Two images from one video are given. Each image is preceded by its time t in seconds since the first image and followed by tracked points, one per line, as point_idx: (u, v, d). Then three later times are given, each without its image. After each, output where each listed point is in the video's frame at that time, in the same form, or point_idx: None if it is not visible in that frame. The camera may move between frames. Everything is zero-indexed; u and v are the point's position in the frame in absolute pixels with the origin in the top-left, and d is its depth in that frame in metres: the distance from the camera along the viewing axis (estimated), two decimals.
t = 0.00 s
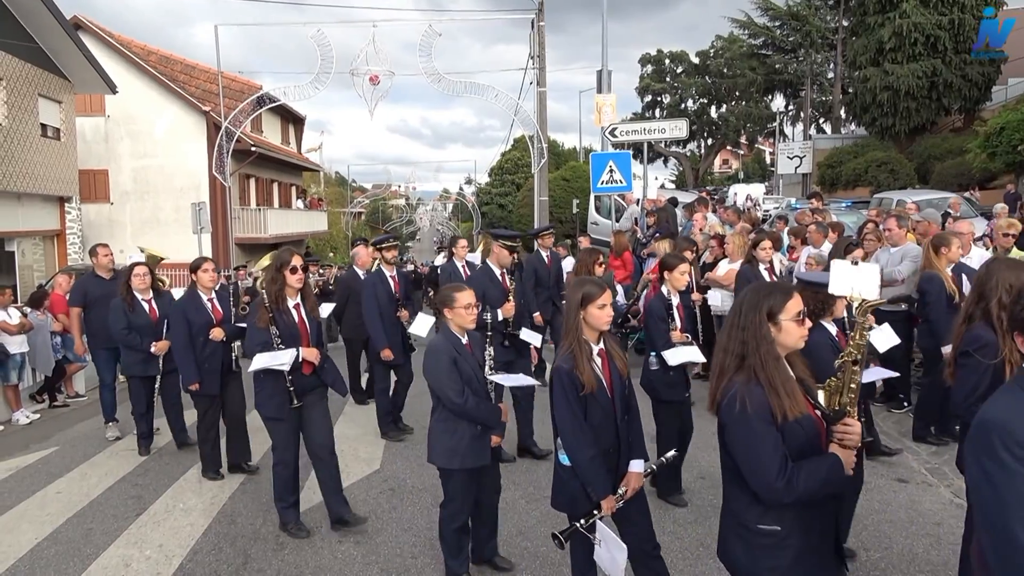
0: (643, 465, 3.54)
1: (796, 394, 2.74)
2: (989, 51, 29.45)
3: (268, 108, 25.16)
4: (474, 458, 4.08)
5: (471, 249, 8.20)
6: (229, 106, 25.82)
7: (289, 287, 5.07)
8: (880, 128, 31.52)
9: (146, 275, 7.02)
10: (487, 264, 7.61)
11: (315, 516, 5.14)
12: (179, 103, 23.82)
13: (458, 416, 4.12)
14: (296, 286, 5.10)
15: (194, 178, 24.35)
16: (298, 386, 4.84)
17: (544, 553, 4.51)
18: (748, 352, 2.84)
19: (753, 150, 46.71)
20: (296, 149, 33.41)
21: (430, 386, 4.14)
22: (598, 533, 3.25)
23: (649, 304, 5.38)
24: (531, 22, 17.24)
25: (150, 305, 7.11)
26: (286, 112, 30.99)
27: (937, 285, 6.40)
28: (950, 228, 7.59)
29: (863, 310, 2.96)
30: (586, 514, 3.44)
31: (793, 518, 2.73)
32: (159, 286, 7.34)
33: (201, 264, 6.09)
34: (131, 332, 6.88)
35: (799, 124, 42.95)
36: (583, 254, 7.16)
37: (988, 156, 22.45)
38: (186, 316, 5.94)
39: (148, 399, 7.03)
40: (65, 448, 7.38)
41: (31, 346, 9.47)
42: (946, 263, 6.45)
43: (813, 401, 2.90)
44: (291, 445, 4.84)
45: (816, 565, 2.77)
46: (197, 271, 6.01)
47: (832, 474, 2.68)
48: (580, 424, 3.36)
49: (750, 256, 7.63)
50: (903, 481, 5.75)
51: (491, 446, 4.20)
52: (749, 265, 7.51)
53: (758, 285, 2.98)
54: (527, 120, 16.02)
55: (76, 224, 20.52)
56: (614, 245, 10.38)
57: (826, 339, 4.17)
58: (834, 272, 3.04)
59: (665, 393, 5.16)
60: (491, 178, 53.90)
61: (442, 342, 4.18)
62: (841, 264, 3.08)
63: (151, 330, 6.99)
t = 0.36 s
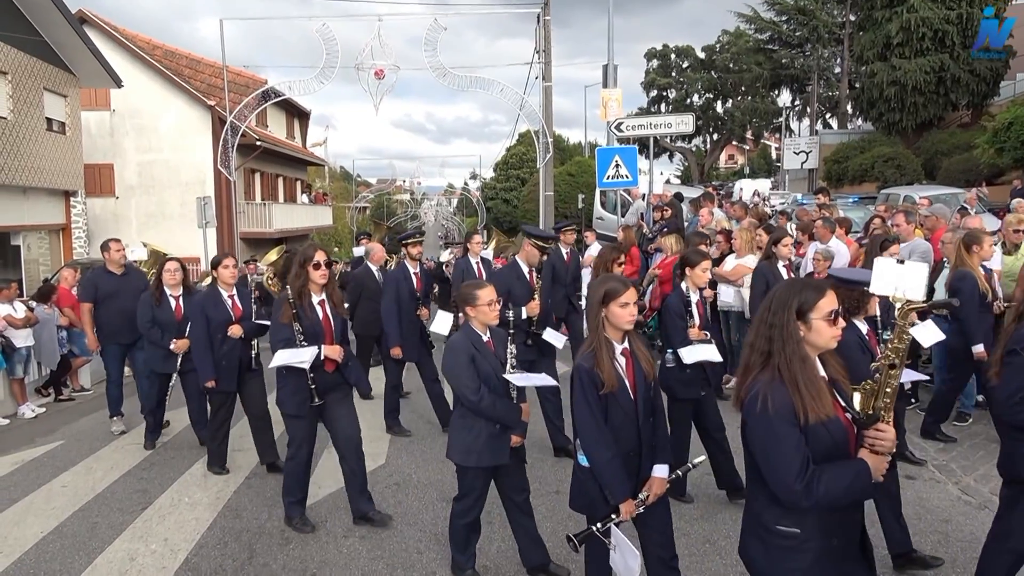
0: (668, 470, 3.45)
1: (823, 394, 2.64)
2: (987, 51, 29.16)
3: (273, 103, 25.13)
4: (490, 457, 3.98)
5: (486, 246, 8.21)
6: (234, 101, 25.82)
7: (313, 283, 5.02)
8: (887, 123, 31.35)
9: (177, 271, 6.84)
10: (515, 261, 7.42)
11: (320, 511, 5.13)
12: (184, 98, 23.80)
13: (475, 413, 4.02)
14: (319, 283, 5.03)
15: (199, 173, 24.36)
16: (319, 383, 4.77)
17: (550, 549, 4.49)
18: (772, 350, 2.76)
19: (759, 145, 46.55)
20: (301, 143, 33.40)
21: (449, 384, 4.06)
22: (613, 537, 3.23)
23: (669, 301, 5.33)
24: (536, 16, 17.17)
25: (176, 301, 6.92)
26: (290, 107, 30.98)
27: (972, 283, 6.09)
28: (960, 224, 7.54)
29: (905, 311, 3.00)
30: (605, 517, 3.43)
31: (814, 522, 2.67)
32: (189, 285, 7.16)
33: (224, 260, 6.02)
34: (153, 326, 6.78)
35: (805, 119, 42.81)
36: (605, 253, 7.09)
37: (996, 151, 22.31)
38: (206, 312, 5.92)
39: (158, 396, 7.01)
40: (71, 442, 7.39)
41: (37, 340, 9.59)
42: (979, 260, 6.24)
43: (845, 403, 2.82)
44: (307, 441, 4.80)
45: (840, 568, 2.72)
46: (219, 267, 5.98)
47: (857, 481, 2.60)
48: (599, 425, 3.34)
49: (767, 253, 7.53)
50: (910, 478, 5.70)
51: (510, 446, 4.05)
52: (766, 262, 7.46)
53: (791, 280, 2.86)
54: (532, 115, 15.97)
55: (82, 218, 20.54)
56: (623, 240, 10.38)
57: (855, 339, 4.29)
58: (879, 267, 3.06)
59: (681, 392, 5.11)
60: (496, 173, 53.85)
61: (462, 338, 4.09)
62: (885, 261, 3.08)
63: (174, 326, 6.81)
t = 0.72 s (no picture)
0: (696, 476, 3.42)
1: (863, 389, 2.61)
2: (989, 51, 28.84)
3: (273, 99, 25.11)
4: (521, 451, 3.94)
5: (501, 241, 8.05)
6: (233, 97, 25.78)
7: (343, 275, 5.04)
8: (889, 117, 31.24)
9: (199, 264, 6.97)
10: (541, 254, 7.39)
11: (320, 507, 5.12)
12: (184, 94, 23.79)
13: (505, 407, 3.97)
14: (349, 274, 5.05)
15: (200, 169, 24.35)
16: (353, 374, 4.76)
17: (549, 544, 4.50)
18: (809, 346, 2.74)
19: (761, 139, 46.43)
20: (301, 139, 33.39)
21: (479, 377, 4.03)
22: (635, 537, 3.21)
23: (690, 299, 5.38)
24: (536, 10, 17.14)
25: (197, 293, 6.97)
26: (290, 103, 30.97)
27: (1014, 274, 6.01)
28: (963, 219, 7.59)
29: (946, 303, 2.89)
30: (628, 518, 3.39)
31: (857, 522, 2.64)
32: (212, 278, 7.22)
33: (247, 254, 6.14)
34: (174, 318, 6.79)
35: (806, 113, 42.73)
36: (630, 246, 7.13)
37: (998, 145, 22.25)
38: (232, 305, 5.98)
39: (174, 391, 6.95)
40: (72, 439, 7.39)
41: (38, 337, 9.53)
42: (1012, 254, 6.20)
43: (887, 400, 2.77)
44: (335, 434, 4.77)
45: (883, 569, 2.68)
46: (243, 260, 6.08)
47: (901, 479, 2.54)
48: (627, 421, 3.28)
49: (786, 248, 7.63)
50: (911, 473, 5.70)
51: (543, 440, 4.03)
52: (786, 256, 7.55)
53: (827, 275, 2.84)
54: (532, 111, 15.94)
55: (83, 215, 20.54)
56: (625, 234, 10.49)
57: (891, 336, 4.28)
58: (914, 261, 3.02)
59: (705, 391, 4.99)
60: (496, 168, 53.83)
61: (491, 332, 4.08)
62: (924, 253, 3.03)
63: (195, 318, 6.82)
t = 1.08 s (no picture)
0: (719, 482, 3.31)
1: (904, 391, 2.48)
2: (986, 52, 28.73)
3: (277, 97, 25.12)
4: (539, 448, 3.88)
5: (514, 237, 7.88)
6: (237, 95, 25.80)
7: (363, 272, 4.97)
8: (895, 111, 31.06)
9: (207, 262, 6.89)
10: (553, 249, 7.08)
11: (320, 506, 5.10)
12: (188, 93, 23.83)
13: (523, 403, 3.92)
14: (370, 272, 4.97)
15: (204, 167, 24.38)
16: (371, 370, 4.77)
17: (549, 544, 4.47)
18: (844, 347, 2.62)
19: (766, 134, 46.23)
20: (305, 137, 33.41)
21: (497, 373, 3.96)
22: (664, 539, 3.09)
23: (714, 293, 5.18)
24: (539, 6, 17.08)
25: (208, 291, 6.89)
26: (294, 102, 30.98)
27: None
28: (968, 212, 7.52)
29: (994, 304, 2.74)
30: (653, 523, 3.28)
31: (901, 531, 2.48)
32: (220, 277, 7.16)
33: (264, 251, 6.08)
34: (184, 316, 6.71)
35: (812, 108, 42.57)
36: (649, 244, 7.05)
37: (1005, 138, 22.10)
38: (247, 302, 5.92)
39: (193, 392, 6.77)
40: (75, 439, 7.38)
41: (43, 337, 9.55)
42: None
43: (930, 404, 2.63)
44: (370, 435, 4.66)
45: None
46: (259, 257, 6.03)
47: (944, 487, 2.40)
48: (651, 423, 3.17)
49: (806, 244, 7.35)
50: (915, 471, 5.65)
51: (560, 438, 3.99)
52: (806, 250, 7.29)
53: (864, 275, 2.73)
54: (536, 107, 15.89)
55: (88, 215, 20.60)
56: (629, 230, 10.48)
57: (931, 330, 4.44)
58: (960, 260, 2.83)
59: (730, 388, 4.90)
60: (501, 165, 53.82)
61: (508, 328, 4.00)
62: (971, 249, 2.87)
63: (205, 316, 6.77)
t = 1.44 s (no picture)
0: (734, 496, 3.16)
1: (927, 400, 2.39)
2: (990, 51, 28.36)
3: (286, 95, 25.15)
4: (549, 455, 3.76)
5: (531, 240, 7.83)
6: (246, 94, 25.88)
7: (381, 276, 4.95)
8: (906, 110, 30.84)
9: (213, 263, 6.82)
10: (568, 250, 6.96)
11: (321, 506, 5.10)
12: (197, 91, 23.90)
13: (534, 408, 3.78)
14: (387, 274, 4.96)
15: (213, 165, 24.45)
16: (391, 375, 4.71)
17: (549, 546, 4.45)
18: (864, 352, 2.56)
19: (777, 133, 45.99)
20: (314, 136, 33.48)
21: (507, 376, 3.84)
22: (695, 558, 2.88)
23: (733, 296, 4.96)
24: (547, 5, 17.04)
25: (215, 292, 6.89)
26: (303, 100, 31.04)
27: None
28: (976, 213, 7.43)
29: None
30: (674, 540, 3.12)
31: (919, 548, 2.42)
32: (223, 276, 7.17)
33: (277, 251, 6.00)
34: (196, 320, 6.64)
35: (823, 107, 42.36)
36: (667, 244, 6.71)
37: (1018, 138, 21.88)
38: (260, 303, 5.81)
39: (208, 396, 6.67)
40: (80, 437, 7.41)
41: (51, 334, 9.60)
42: None
43: (964, 420, 2.51)
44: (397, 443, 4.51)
45: None
46: (273, 258, 5.94)
47: (966, 503, 2.31)
48: (668, 435, 3.04)
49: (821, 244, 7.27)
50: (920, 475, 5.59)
51: (570, 445, 3.85)
52: (824, 251, 7.24)
53: (889, 282, 2.63)
54: (543, 106, 15.85)
55: (98, 213, 20.69)
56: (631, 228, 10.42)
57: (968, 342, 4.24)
58: None
59: (747, 392, 4.70)
60: (510, 164, 53.81)
61: (521, 331, 3.87)
62: None
63: (216, 319, 6.73)
